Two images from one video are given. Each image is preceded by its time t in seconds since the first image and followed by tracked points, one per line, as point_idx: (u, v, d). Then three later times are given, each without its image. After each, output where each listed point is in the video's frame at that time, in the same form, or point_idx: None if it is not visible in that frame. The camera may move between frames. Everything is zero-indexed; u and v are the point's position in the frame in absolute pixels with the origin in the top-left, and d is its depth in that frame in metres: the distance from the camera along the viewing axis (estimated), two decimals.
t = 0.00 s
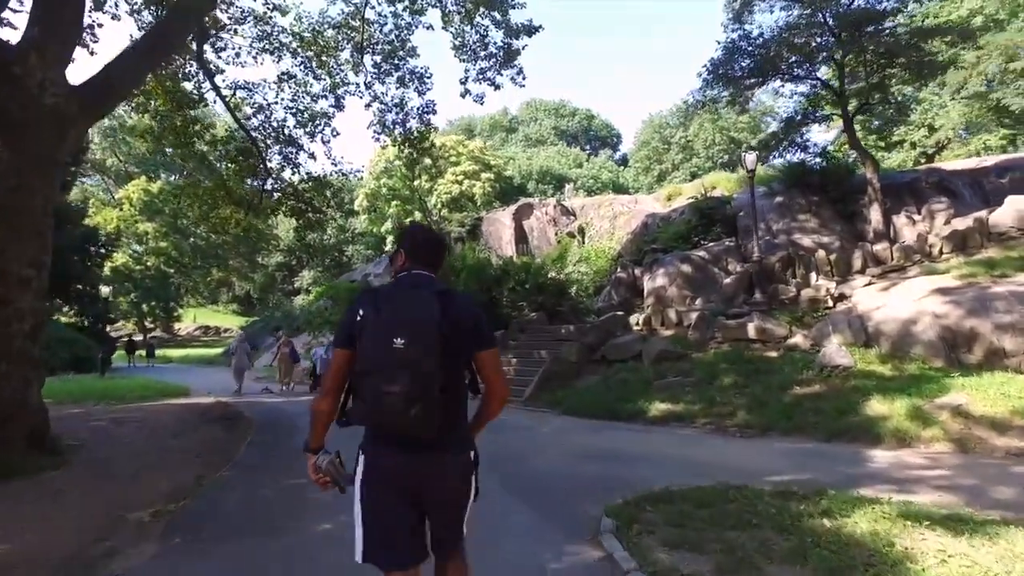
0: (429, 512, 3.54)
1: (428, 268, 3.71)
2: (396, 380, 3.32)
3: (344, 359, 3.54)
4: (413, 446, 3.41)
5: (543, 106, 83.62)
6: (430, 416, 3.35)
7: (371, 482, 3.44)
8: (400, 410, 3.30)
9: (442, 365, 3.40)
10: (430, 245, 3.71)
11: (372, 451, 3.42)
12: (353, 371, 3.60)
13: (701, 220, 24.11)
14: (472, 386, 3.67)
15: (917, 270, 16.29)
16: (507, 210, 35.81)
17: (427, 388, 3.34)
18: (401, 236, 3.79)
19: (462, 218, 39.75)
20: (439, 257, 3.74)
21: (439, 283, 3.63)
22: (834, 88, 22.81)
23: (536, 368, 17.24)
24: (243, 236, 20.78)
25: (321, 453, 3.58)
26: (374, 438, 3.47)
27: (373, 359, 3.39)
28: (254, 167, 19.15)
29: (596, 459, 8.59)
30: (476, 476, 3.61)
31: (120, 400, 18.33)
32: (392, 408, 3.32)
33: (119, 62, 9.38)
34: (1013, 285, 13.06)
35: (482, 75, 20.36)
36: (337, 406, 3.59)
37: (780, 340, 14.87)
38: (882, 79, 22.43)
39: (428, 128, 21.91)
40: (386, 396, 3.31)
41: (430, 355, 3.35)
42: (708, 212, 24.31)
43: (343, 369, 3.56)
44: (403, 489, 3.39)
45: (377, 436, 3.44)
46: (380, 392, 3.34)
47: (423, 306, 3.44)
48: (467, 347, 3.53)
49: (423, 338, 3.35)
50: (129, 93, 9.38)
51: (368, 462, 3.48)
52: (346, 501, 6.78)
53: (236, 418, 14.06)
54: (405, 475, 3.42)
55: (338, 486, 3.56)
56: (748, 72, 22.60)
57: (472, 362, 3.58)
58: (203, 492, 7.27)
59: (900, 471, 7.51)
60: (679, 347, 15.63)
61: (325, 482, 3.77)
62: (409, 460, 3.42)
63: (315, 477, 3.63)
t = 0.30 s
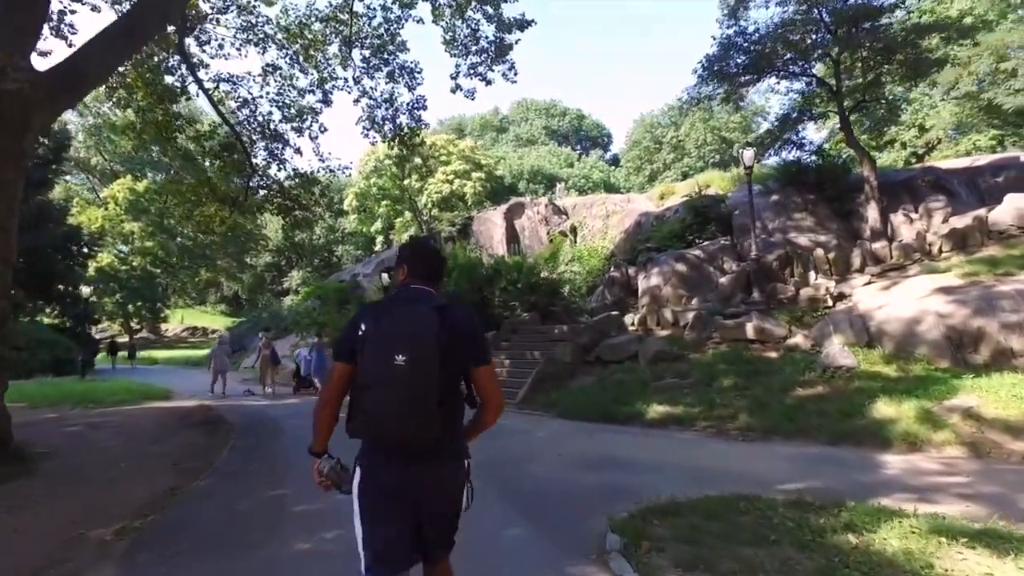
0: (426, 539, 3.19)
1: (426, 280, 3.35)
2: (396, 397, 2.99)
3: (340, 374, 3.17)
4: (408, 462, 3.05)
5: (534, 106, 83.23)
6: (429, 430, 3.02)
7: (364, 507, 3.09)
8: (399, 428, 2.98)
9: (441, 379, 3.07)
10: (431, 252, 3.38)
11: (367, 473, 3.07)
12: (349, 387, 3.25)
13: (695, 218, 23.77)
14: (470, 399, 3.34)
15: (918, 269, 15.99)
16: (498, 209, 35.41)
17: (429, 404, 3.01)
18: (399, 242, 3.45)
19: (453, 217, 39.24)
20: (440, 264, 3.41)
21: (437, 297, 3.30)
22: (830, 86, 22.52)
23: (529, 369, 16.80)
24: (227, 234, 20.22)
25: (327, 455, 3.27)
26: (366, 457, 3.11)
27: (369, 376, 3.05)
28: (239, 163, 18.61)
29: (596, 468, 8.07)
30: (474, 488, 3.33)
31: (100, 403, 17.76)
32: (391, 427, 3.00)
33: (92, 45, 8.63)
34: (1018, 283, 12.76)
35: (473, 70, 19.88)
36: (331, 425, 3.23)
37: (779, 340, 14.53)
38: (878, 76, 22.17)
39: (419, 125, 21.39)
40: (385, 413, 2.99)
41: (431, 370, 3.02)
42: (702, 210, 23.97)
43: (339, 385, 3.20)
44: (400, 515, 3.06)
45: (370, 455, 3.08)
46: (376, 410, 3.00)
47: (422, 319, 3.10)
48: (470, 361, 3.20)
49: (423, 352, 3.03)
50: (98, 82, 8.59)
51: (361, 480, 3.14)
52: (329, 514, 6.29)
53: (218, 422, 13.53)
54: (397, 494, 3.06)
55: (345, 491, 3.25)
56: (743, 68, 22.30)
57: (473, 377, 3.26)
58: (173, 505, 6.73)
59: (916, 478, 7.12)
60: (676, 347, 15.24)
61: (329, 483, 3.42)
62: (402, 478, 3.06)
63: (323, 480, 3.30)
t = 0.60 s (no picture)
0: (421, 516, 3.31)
1: (414, 266, 3.47)
2: (389, 381, 3.13)
3: (332, 359, 3.32)
4: (399, 440, 3.20)
5: (527, 106, 82.77)
6: (420, 412, 3.16)
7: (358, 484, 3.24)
8: (394, 409, 3.12)
9: (433, 362, 3.20)
10: (420, 243, 3.48)
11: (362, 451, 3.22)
12: (341, 369, 3.39)
13: (693, 216, 23.33)
14: (459, 384, 3.44)
15: (921, 266, 15.63)
16: (491, 207, 34.95)
17: (421, 388, 3.15)
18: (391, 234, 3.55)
19: (445, 217, 38.67)
20: (428, 255, 3.52)
21: (427, 283, 3.41)
22: (830, 82, 22.15)
23: (524, 371, 16.32)
24: (211, 231, 19.56)
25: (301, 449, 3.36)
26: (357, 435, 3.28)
27: (363, 360, 3.18)
28: (223, 158, 17.99)
29: (596, 475, 7.57)
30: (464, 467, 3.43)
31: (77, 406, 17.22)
32: (386, 408, 3.13)
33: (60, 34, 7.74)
34: None
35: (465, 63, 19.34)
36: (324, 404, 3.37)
37: (781, 338, 14.11)
38: (878, 71, 21.80)
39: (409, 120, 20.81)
40: (380, 396, 3.13)
41: (424, 355, 3.16)
42: (699, 207, 23.53)
43: (332, 367, 3.33)
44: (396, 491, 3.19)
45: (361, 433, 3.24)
46: (369, 391, 3.16)
47: (415, 307, 3.22)
48: (459, 347, 3.29)
49: (416, 338, 3.16)
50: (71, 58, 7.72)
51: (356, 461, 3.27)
52: (308, 530, 5.76)
53: (199, 426, 12.95)
54: (388, 471, 3.21)
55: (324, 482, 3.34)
56: (740, 64, 21.91)
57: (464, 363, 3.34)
58: (135, 523, 6.16)
59: (940, 485, 6.68)
60: (675, 347, 14.78)
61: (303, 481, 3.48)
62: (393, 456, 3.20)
63: (296, 472, 3.39)
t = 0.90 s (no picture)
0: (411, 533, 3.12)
1: (394, 275, 3.23)
2: (369, 394, 2.95)
3: (314, 370, 3.14)
4: (381, 452, 3.01)
5: (522, 105, 82.30)
6: (401, 423, 2.96)
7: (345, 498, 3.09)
8: (374, 422, 2.95)
9: (414, 373, 2.98)
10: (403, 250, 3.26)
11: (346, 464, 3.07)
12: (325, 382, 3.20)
13: (693, 214, 22.91)
14: (446, 398, 3.20)
15: (930, 265, 15.25)
16: (487, 206, 34.48)
17: (401, 400, 2.95)
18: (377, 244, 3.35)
19: (440, 216, 38.18)
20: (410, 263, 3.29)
21: (409, 292, 3.18)
22: (832, 78, 21.75)
23: (521, 373, 15.85)
24: (200, 229, 19.01)
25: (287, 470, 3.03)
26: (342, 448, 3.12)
27: (344, 372, 3.02)
28: (212, 153, 17.46)
29: (603, 486, 7.11)
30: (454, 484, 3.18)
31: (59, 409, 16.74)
32: (366, 421, 2.96)
33: (28, 20, 6.74)
34: None
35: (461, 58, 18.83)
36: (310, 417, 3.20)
37: (789, 339, 13.63)
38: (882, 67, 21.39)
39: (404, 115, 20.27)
40: (359, 410, 2.96)
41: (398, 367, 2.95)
42: (700, 205, 23.13)
43: (314, 381, 3.16)
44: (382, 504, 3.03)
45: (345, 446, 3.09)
46: (350, 404, 3.00)
47: (394, 316, 3.02)
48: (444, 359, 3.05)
49: (392, 349, 2.96)
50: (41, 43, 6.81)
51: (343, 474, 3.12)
52: (291, 551, 5.24)
53: (184, 431, 12.43)
54: (374, 485, 3.04)
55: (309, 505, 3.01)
56: (741, 59, 21.50)
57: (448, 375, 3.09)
58: (103, 544, 5.63)
59: (973, 496, 6.25)
60: (679, 348, 14.31)
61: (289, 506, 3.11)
62: (374, 471, 3.01)
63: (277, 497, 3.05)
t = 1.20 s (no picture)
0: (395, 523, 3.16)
1: (387, 272, 3.33)
2: (356, 384, 3.00)
3: (305, 365, 3.16)
4: (368, 442, 3.05)
5: (518, 104, 81.64)
6: (388, 414, 3.03)
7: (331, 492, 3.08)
8: (361, 412, 2.99)
9: (401, 365, 3.06)
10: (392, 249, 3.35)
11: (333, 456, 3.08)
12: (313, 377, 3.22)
13: (694, 212, 22.49)
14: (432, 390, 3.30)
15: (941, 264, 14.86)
16: (483, 205, 33.99)
17: (389, 388, 3.02)
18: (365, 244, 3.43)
19: (436, 215, 37.65)
20: (401, 262, 3.39)
21: (399, 290, 3.27)
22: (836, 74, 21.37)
23: (520, 375, 15.41)
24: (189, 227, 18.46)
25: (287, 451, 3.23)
26: (330, 449, 3.11)
27: (332, 365, 3.06)
28: (201, 148, 16.89)
29: (613, 498, 6.74)
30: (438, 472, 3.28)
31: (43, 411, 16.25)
32: (354, 411, 3.00)
33: None
34: None
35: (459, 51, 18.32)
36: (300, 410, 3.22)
37: (796, 339, 13.24)
38: (888, 62, 21.01)
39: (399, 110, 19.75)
40: (347, 401, 3.00)
41: (387, 360, 3.02)
42: (701, 203, 22.72)
43: (304, 374, 3.18)
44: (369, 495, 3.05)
45: (332, 445, 3.09)
46: (337, 397, 3.04)
47: (383, 311, 3.10)
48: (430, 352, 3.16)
49: (379, 342, 3.04)
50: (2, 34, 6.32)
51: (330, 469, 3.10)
52: None
53: (171, 436, 11.92)
54: (366, 477, 3.03)
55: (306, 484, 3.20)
56: (743, 54, 21.10)
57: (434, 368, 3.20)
58: (71, 568, 5.12)
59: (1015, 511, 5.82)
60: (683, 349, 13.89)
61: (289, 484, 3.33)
62: (365, 463, 3.03)
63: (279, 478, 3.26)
